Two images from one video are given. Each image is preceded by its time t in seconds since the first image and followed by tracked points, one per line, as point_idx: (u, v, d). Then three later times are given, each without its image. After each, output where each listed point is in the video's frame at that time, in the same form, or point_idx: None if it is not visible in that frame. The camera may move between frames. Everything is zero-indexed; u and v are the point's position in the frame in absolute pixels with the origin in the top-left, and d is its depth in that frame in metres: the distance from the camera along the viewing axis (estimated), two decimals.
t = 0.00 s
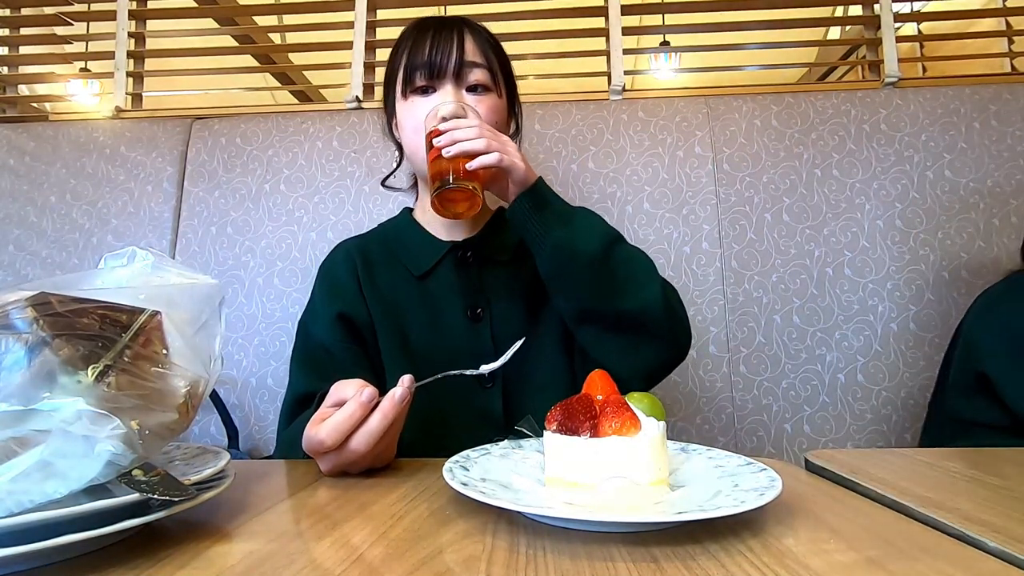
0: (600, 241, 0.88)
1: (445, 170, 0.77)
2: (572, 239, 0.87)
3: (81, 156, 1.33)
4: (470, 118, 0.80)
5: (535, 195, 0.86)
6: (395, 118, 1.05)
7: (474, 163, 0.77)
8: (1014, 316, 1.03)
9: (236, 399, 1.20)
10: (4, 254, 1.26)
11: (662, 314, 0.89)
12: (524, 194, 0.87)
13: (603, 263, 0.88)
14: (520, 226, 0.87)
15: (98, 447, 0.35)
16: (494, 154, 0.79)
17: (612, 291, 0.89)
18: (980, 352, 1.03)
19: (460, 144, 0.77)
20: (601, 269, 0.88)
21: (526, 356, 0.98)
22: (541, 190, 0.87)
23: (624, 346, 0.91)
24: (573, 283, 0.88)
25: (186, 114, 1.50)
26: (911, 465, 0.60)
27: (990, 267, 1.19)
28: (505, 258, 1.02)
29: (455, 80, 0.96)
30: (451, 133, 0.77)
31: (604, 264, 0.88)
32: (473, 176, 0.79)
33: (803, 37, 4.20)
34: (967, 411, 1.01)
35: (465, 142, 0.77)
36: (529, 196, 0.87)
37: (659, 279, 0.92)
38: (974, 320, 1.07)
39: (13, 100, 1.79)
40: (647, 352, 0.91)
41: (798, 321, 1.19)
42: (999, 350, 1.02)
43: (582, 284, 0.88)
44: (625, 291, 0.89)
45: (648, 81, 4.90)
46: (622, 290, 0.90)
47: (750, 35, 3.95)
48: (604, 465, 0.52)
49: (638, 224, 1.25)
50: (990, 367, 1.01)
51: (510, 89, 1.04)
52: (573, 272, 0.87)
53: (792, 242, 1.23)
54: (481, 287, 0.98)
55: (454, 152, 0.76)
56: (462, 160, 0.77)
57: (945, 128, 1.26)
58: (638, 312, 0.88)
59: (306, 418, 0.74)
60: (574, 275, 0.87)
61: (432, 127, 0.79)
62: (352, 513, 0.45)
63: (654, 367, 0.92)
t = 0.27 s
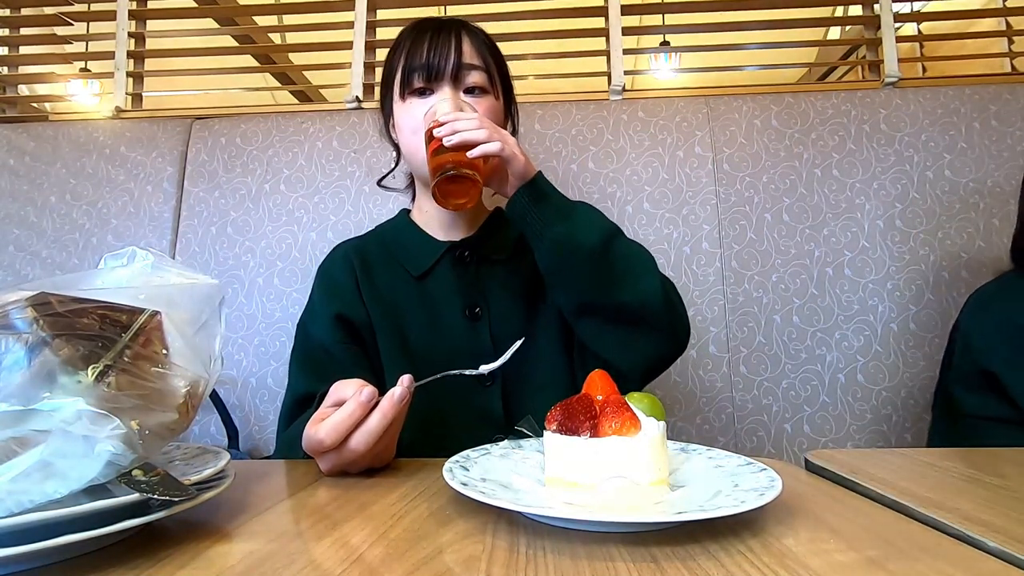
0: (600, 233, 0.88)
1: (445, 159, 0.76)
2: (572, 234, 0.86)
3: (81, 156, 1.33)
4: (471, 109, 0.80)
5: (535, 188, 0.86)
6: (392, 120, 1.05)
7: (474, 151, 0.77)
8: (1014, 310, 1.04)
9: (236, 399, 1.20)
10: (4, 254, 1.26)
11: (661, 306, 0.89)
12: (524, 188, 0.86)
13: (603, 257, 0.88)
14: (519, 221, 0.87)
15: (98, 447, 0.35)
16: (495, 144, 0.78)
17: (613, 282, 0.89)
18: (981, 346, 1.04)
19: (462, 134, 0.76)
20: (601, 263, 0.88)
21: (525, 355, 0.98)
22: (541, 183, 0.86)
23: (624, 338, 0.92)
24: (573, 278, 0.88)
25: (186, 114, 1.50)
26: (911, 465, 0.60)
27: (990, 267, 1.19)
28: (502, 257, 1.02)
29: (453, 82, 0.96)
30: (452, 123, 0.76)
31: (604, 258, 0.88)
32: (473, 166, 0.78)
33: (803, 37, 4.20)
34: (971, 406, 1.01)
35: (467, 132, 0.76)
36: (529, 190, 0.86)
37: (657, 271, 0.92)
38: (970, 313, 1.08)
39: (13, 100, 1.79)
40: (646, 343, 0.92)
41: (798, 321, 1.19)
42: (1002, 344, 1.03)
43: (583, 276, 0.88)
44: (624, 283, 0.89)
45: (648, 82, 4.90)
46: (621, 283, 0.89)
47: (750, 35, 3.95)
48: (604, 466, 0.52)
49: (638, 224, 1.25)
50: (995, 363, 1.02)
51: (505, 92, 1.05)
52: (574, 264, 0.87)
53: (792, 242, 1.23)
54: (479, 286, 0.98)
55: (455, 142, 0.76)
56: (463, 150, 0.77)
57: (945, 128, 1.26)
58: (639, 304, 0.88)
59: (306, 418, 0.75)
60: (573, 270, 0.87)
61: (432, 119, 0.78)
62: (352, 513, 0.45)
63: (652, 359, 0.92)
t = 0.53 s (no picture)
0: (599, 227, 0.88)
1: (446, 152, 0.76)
2: (572, 227, 0.87)
3: (81, 156, 1.33)
4: (471, 107, 0.80)
5: (535, 182, 0.87)
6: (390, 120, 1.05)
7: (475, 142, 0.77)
8: (1021, 310, 1.05)
9: (236, 399, 1.20)
10: (4, 254, 1.26)
11: (661, 300, 0.88)
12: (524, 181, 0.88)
13: (603, 251, 0.88)
14: (520, 217, 0.88)
15: (98, 447, 0.35)
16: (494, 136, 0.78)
17: (613, 276, 0.89)
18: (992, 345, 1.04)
19: (462, 126, 0.76)
20: (600, 257, 0.88)
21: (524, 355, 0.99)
22: (541, 178, 0.87)
23: (624, 333, 0.91)
24: (573, 272, 0.88)
25: (186, 114, 1.50)
26: (911, 466, 0.60)
27: (990, 267, 1.19)
28: (501, 255, 1.02)
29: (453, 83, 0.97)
30: (452, 117, 0.76)
31: (604, 252, 0.88)
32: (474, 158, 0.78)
33: (803, 37, 4.20)
34: (986, 404, 1.02)
35: (466, 124, 0.76)
36: (529, 184, 0.88)
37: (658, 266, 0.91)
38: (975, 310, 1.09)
39: (13, 100, 1.79)
40: (646, 338, 0.90)
41: (798, 321, 1.19)
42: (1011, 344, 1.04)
43: (582, 270, 0.88)
44: (623, 277, 0.89)
45: (648, 82, 4.90)
46: (621, 276, 0.89)
47: (750, 35, 3.95)
48: (604, 466, 0.52)
49: (638, 224, 1.25)
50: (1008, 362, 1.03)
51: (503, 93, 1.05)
52: (574, 259, 0.87)
53: (792, 242, 1.22)
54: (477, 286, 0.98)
55: (455, 134, 0.76)
56: (463, 142, 0.77)
57: (945, 128, 1.26)
58: (638, 298, 0.88)
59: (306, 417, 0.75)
60: (573, 263, 0.88)
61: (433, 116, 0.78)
62: (352, 513, 0.45)
63: (653, 355, 0.91)
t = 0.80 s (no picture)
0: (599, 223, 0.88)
1: (450, 145, 0.76)
2: (572, 224, 0.87)
3: (81, 156, 1.33)
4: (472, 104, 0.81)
5: (535, 179, 0.88)
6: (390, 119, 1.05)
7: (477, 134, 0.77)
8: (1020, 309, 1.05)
9: (236, 399, 1.20)
10: (4, 254, 1.26)
11: (661, 297, 0.88)
12: (526, 178, 0.88)
13: (602, 247, 0.88)
14: (521, 214, 0.89)
15: (98, 447, 0.35)
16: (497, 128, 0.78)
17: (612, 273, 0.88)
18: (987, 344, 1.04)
19: (466, 119, 0.76)
20: (600, 253, 0.88)
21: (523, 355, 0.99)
22: (542, 174, 0.88)
23: (623, 330, 0.91)
24: (573, 268, 0.88)
25: (186, 114, 1.50)
26: (912, 466, 0.59)
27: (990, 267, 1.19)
28: (500, 253, 1.02)
29: (453, 82, 0.97)
30: (455, 112, 0.76)
31: (603, 249, 0.88)
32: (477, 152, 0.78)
33: (804, 37, 4.20)
34: (974, 402, 1.02)
35: (470, 117, 0.76)
36: (530, 181, 0.88)
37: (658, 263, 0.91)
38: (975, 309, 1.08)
39: (14, 100, 1.79)
40: (646, 335, 0.90)
41: (798, 321, 1.19)
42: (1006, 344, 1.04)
43: (582, 267, 0.88)
44: (623, 273, 0.89)
45: (648, 82, 4.91)
46: (621, 273, 0.89)
47: (751, 35, 3.95)
48: (604, 465, 0.52)
49: (638, 224, 1.25)
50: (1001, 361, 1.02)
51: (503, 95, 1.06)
52: (573, 255, 0.87)
53: (792, 241, 1.22)
54: (477, 285, 0.98)
55: (459, 127, 0.75)
56: (467, 136, 0.77)
57: (945, 128, 1.26)
58: (638, 295, 0.88)
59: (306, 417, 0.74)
60: (573, 260, 0.88)
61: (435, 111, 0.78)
62: (352, 513, 0.45)
63: (653, 352, 0.91)
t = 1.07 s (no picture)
0: (600, 222, 0.88)
1: (451, 143, 0.76)
2: (575, 222, 0.87)
3: (81, 156, 1.33)
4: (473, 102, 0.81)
5: (537, 178, 0.87)
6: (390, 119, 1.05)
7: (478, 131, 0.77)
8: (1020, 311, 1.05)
9: (236, 399, 1.20)
10: (4, 254, 1.26)
11: (663, 294, 0.88)
12: (527, 177, 0.87)
13: (604, 246, 0.88)
14: (522, 213, 0.88)
15: (98, 447, 0.35)
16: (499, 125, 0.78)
17: (614, 272, 0.89)
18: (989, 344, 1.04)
19: (467, 117, 0.76)
20: (602, 252, 0.88)
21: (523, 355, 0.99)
22: (543, 173, 0.87)
23: (625, 328, 0.91)
24: (575, 267, 0.88)
25: (186, 114, 1.51)
26: (912, 466, 0.59)
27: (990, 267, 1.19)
28: (499, 252, 1.02)
29: (455, 83, 0.97)
30: (457, 110, 0.76)
31: (605, 248, 0.88)
32: (478, 150, 0.78)
33: (804, 37, 4.20)
34: (974, 403, 1.02)
35: (472, 116, 0.76)
36: (531, 180, 0.88)
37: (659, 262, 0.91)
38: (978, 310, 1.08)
39: (13, 100, 1.79)
40: (646, 333, 0.90)
41: (798, 321, 1.19)
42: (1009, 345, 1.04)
43: (584, 266, 0.88)
44: (624, 271, 0.89)
45: (648, 82, 4.91)
46: (622, 271, 0.89)
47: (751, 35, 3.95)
48: (604, 465, 0.52)
49: (638, 224, 1.25)
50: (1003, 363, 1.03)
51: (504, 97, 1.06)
52: (576, 255, 0.87)
53: (792, 242, 1.23)
54: (477, 284, 0.98)
55: (461, 125, 0.75)
56: (468, 134, 0.77)
57: (945, 128, 1.26)
58: (639, 293, 0.88)
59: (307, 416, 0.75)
60: (575, 259, 0.88)
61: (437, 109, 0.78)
62: (352, 513, 0.45)
63: (653, 350, 0.91)
